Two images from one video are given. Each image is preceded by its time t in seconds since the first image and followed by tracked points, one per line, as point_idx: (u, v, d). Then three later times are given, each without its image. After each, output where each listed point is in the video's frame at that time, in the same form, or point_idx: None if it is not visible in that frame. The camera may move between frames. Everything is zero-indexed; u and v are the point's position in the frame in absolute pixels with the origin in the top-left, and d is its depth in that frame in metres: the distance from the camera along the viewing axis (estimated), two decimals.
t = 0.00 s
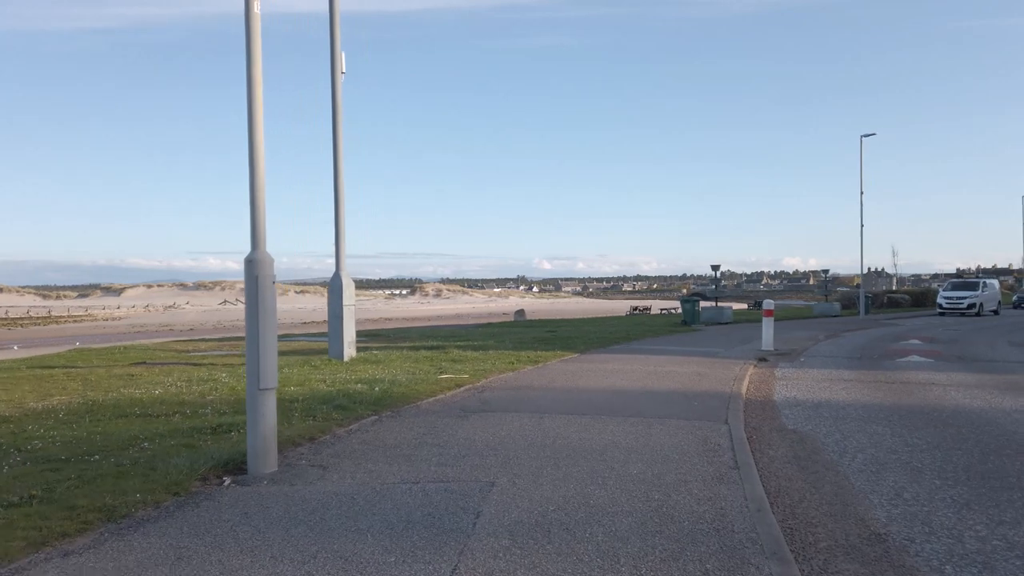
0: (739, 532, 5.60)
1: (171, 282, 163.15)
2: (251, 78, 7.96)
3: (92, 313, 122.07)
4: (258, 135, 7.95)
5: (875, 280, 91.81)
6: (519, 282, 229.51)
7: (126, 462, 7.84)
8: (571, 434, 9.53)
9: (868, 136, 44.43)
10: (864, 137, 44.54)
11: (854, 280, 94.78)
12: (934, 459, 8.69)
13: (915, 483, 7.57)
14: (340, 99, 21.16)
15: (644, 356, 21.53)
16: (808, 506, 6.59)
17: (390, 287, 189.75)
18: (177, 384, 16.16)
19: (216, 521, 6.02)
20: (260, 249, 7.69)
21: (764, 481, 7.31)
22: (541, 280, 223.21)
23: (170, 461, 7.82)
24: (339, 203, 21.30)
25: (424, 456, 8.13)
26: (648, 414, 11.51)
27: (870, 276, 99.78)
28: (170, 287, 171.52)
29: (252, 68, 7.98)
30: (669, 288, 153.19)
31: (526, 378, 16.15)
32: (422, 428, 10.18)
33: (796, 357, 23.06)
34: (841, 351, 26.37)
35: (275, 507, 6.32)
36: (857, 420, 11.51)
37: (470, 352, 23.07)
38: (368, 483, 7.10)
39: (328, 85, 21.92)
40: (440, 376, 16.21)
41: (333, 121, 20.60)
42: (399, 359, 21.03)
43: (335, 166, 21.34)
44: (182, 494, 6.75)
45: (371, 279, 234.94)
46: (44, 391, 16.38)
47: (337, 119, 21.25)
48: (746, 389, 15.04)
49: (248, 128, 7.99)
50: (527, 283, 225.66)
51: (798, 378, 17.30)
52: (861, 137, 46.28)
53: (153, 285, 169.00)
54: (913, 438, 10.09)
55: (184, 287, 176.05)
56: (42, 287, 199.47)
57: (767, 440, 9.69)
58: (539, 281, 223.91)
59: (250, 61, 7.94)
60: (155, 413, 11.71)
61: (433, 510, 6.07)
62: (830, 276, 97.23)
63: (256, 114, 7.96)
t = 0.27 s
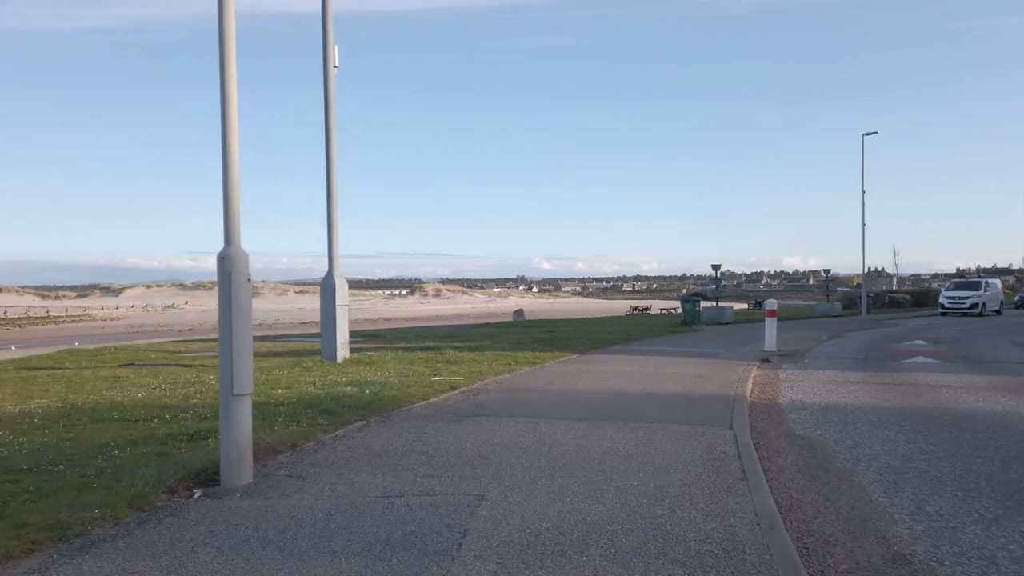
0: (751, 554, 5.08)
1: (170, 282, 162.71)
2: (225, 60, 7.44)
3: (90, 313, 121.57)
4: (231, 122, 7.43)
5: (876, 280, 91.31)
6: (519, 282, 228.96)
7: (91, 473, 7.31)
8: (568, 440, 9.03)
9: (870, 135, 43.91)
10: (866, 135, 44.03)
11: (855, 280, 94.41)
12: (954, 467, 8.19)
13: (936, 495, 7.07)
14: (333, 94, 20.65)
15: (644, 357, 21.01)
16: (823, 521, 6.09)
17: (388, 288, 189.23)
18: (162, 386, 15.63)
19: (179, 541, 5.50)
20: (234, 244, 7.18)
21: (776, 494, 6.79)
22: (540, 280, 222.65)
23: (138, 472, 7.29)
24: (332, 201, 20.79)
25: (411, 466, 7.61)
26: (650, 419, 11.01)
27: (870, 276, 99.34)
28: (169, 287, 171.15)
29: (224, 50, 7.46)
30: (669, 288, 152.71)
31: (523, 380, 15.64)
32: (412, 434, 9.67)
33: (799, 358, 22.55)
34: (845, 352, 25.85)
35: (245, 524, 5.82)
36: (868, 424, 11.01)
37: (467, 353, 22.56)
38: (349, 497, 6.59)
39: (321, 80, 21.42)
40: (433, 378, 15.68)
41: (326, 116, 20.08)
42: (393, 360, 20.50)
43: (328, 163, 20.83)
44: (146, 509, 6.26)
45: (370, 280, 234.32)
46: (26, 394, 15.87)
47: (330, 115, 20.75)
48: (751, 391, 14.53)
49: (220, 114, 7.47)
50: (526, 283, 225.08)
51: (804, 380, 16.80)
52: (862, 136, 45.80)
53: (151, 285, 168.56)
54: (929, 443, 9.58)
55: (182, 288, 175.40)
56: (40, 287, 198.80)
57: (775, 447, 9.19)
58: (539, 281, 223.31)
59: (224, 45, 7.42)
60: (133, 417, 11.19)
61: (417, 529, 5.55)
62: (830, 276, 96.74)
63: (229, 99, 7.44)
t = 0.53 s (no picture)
0: None
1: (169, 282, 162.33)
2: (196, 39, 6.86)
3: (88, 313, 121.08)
4: (203, 106, 6.86)
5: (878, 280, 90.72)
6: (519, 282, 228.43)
7: (52, 485, 6.77)
8: (568, 448, 8.50)
9: (874, 133, 43.23)
10: (869, 133, 43.38)
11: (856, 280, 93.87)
12: (979, 478, 7.65)
13: (966, 510, 6.52)
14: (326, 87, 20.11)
15: (645, 359, 20.48)
16: (846, 542, 5.55)
17: (388, 287, 188.76)
18: (146, 388, 15.08)
19: (134, 566, 4.96)
20: (206, 239, 6.65)
21: (792, 510, 6.25)
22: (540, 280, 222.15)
23: (102, 484, 6.74)
24: (325, 198, 20.25)
25: (398, 478, 7.08)
26: (653, 424, 10.47)
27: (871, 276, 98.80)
28: (168, 287, 170.74)
29: (196, 28, 6.89)
30: (669, 288, 152.16)
31: (520, 383, 15.10)
32: (402, 442, 9.13)
33: (805, 359, 21.99)
34: (851, 353, 25.31)
35: (210, 545, 5.28)
36: (882, 430, 10.47)
37: (464, 354, 22.02)
38: (328, 513, 6.05)
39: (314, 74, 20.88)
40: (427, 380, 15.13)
41: (319, 111, 19.54)
42: (388, 361, 19.96)
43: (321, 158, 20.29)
44: (105, 526, 5.73)
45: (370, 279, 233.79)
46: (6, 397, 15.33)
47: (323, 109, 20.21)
48: (757, 394, 13.99)
49: (191, 97, 6.89)
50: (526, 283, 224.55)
51: (810, 382, 16.27)
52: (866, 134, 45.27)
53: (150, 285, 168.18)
54: (949, 452, 9.04)
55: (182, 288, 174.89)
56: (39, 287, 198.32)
57: (788, 455, 8.65)
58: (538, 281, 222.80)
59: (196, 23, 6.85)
60: (110, 422, 10.65)
61: (398, 553, 5.00)
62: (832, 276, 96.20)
63: (201, 81, 6.87)
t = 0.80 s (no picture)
0: None
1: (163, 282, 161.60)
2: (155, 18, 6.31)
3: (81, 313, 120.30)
4: (162, 89, 6.30)
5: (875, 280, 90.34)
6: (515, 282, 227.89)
7: None
8: (559, 458, 7.99)
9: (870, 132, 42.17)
10: (867, 133, 42.26)
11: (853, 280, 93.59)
12: (998, 491, 7.17)
13: (988, 529, 6.03)
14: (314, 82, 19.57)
15: (642, 361, 19.99)
16: (863, 569, 5.05)
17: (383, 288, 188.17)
18: (124, 392, 14.52)
19: None
20: (165, 235, 6.12)
21: (801, 531, 5.75)
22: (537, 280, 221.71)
23: (54, 502, 6.20)
24: (313, 195, 19.70)
25: (376, 493, 6.56)
26: (650, 431, 9.96)
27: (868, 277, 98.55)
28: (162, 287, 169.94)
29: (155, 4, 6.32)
30: (665, 288, 151.84)
31: (511, 387, 14.58)
32: (383, 452, 8.60)
33: (804, 361, 21.51)
34: (850, 354, 24.87)
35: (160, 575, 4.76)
36: (889, 436, 9.99)
37: (456, 356, 21.49)
38: (295, 535, 5.53)
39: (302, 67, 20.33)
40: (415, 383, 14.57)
41: (306, 106, 19.00)
42: (378, 363, 19.43)
43: (309, 154, 19.73)
44: (47, 551, 5.21)
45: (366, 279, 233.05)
46: None
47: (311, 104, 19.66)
48: (757, 399, 13.48)
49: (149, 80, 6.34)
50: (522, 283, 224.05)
51: (811, 385, 15.78)
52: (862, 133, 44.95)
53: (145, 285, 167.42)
54: (962, 461, 8.56)
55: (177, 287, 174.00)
56: (32, 287, 197.17)
57: (792, 466, 8.15)
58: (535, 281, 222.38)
59: None
60: (79, 430, 10.10)
61: None
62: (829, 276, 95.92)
63: (160, 64, 6.31)
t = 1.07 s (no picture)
0: None
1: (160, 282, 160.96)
2: None
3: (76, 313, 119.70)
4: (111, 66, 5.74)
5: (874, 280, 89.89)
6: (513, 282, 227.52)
7: None
8: (548, 468, 7.47)
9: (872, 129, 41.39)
10: (866, 131, 42.15)
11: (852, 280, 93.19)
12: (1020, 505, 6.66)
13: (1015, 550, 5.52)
14: (303, 75, 19.06)
15: (639, 361, 19.48)
16: None
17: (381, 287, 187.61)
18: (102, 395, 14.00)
19: None
20: (114, 228, 5.61)
21: (811, 552, 5.24)
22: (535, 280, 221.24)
23: None
24: (301, 192, 19.20)
25: (348, 509, 6.05)
26: (646, 438, 9.44)
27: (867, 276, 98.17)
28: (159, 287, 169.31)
29: None
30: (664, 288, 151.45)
31: (503, 389, 14.08)
32: (362, 461, 8.08)
33: (805, 362, 21.01)
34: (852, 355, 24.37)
35: None
36: (898, 443, 9.49)
37: (449, 357, 20.97)
38: (253, 558, 5.02)
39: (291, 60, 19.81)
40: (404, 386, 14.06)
41: (294, 100, 18.50)
42: (368, 364, 18.92)
43: (297, 149, 19.22)
44: None
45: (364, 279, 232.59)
46: None
47: (300, 98, 19.14)
48: (758, 402, 12.97)
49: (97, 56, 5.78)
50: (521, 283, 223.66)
51: (813, 387, 15.28)
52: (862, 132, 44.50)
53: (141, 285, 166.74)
54: (978, 471, 8.06)
55: (174, 288, 173.44)
56: (29, 287, 196.38)
57: (798, 476, 7.63)
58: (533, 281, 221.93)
59: None
60: (44, 436, 9.58)
61: None
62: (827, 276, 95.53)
63: (110, 39, 5.75)
